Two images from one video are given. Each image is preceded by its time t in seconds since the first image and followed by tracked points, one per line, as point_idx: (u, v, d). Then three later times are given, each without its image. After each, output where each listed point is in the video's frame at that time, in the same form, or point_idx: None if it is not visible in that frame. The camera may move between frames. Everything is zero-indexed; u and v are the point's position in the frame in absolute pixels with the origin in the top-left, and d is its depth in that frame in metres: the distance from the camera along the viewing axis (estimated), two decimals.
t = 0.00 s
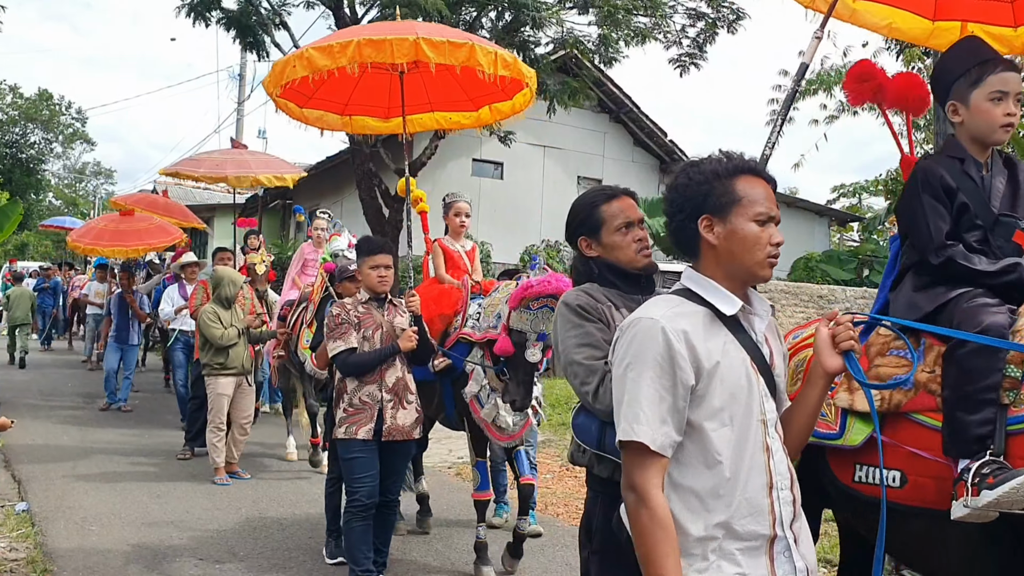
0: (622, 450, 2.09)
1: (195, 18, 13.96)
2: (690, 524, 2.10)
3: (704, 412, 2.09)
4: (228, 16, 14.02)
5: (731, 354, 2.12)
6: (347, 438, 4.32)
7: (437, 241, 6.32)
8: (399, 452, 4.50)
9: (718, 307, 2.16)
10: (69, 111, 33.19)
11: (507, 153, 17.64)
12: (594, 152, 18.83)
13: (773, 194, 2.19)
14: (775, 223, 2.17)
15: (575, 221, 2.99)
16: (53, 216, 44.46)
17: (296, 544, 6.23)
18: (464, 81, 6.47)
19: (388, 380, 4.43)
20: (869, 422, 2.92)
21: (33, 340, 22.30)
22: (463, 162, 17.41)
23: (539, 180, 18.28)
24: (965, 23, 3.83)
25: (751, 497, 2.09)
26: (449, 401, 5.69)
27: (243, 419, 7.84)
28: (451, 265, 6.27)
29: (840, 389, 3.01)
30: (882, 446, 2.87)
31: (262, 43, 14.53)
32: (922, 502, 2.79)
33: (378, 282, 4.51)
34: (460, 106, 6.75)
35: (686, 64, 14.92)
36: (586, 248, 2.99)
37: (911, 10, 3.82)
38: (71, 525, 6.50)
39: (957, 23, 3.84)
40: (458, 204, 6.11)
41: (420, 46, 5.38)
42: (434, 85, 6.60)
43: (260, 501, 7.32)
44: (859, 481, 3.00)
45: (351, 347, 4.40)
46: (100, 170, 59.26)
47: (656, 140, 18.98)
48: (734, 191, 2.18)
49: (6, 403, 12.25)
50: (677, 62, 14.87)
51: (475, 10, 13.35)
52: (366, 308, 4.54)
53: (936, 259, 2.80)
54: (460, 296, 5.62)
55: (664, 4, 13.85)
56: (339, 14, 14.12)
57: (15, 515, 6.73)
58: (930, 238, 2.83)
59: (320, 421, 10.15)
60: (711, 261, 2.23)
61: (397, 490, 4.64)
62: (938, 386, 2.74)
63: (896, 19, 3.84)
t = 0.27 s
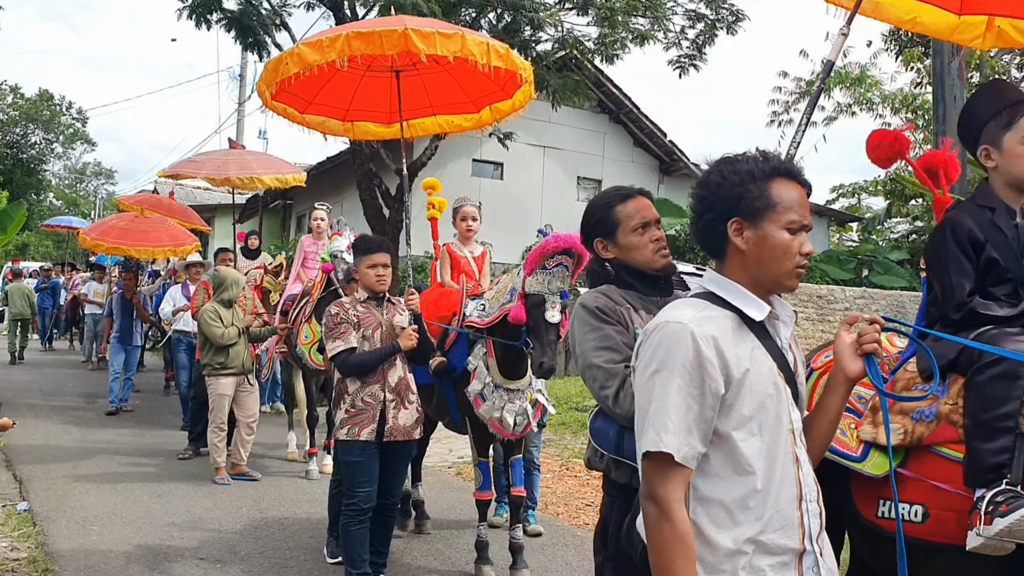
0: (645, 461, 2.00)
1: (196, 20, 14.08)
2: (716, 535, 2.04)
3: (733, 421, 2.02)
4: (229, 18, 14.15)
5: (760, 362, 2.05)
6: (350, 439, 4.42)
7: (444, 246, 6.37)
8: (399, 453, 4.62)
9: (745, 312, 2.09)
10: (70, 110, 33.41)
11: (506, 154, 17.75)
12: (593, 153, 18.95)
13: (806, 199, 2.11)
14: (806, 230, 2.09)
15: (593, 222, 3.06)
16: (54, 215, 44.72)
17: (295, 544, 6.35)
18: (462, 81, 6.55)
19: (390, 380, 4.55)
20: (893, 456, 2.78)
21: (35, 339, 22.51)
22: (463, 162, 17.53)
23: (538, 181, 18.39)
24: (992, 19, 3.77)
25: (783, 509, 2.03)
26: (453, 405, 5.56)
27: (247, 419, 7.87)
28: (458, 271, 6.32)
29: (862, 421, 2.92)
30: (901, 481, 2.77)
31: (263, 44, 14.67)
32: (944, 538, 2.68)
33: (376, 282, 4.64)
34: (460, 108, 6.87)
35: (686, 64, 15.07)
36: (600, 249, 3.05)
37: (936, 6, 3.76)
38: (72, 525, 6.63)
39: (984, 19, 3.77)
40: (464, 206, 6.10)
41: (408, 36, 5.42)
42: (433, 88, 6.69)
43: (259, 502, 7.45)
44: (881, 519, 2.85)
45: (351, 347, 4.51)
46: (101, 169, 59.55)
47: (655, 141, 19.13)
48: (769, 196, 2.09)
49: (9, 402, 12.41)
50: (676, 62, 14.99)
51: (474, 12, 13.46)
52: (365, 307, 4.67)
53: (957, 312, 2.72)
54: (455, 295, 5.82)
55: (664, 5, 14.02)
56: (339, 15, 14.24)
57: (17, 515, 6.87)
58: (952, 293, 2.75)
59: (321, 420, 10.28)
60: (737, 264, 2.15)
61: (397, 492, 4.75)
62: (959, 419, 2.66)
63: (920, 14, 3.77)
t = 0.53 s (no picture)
0: (662, 461, 1.90)
1: (196, 20, 14.04)
2: (739, 540, 1.92)
3: (757, 419, 1.92)
4: (229, 17, 14.11)
5: (782, 358, 1.96)
6: (347, 442, 4.37)
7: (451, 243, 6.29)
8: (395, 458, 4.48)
9: (766, 306, 2.00)
10: (69, 111, 33.40)
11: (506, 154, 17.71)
12: (594, 153, 18.93)
13: (835, 193, 2.01)
14: (832, 226, 2.00)
15: (624, 221, 2.89)
16: (54, 216, 44.74)
17: (296, 544, 6.32)
18: (460, 82, 6.50)
19: (387, 382, 4.48)
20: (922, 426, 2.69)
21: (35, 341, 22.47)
22: (463, 162, 17.48)
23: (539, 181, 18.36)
24: None
25: (808, 513, 1.94)
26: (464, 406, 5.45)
27: (248, 417, 7.77)
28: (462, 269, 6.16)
29: (890, 392, 2.82)
30: (931, 451, 2.66)
31: (263, 44, 14.63)
32: (978, 511, 2.56)
33: (373, 281, 4.58)
34: (460, 109, 6.81)
35: (687, 64, 15.02)
36: (632, 248, 2.89)
37: None
38: (72, 525, 6.59)
39: None
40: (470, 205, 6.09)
41: (399, 28, 5.35)
42: (431, 91, 6.63)
43: (259, 503, 7.41)
44: (906, 488, 2.75)
45: (347, 348, 4.43)
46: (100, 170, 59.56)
47: (656, 141, 19.10)
48: (798, 188, 1.98)
49: (9, 403, 12.38)
50: (677, 65, 14.96)
51: (473, 11, 13.39)
52: (361, 307, 4.57)
53: (994, 250, 2.63)
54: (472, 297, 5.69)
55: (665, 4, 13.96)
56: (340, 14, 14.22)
57: (17, 515, 6.83)
58: (987, 228, 2.66)
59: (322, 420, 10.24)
60: (758, 259, 2.05)
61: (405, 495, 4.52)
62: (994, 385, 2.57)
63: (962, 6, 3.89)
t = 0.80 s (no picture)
0: (678, 469, 1.88)
1: (196, 19, 14.05)
2: (757, 552, 1.89)
3: (774, 427, 1.89)
4: (229, 17, 14.12)
5: (802, 365, 1.93)
6: (347, 445, 4.36)
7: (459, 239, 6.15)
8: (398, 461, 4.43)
9: (787, 311, 1.96)
10: (68, 111, 33.43)
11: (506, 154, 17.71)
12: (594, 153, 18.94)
13: (862, 194, 1.97)
14: (858, 227, 1.96)
15: (655, 215, 2.89)
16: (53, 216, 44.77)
17: (296, 544, 6.33)
18: (463, 80, 6.50)
19: (388, 384, 4.45)
20: (949, 461, 2.52)
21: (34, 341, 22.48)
22: (463, 162, 17.48)
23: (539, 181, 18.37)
24: None
25: (827, 524, 1.90)
26: (471, 403, 5.52)
27: (242, 420, 7.69)
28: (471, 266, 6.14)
29: (913, 426, 2.63)
30: (962, 490, 2.47)
31: (263, 44, 14.64)
32: (1013, 552, 2.38)
33: (373, 280, 4.56)
34: (463, 108, 6.80)
35: (688, 64, 15.04)
36: (664, 243, 2.89)
37: None
38: (73, 525, 6.60)
39: None
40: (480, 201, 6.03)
41: (401, 27, 5.36)
42: (434, 88, 6.63)
43: (259, 502, 7.42)
44: (936, 528, 2.56)
45: (347, 349, 4.40)
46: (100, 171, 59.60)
47: (656, 140, 19.13)
48: (824, 187, 1.95)
49: (9, 403, 12.40)
50: (678, 65, 14.97)
51: (474, 10, 13.40)
52: (361, 307, 4.55)
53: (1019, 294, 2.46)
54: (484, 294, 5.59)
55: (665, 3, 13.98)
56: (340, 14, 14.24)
57: (17, 514, 6.84)
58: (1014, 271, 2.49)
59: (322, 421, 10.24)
60: (779, 260, 2.01)
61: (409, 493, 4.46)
62: None
63: None
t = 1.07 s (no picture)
0: (707, 474, 1.85)
1: (197, 19, 14.06)
2: (786, 559, 1.85)
3: (805, 430, 1.85)
4: (230, 17, 14.12)
5: (834, 365, 1.88)
6: (347, 448, 4.35)
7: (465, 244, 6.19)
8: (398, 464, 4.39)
9: (820, 309, 1.90)
10: (70, 111, 33.49)
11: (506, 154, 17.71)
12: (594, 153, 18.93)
13: (898, 189, 1.91)
14: (894, 224, 1.90)
15: (682, 208, 2.89)
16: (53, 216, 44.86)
17: (297, 544, 6.33)
18: (470, 79, 6.49)
19: (391, 389, 4.44)
20: (986, 446, 2.39)
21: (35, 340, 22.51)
22: (463, 162, 17.48)
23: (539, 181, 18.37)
24: None
25: (855, 530, 1.85)
26: (471, 409, 5.47)
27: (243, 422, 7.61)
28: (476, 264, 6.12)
29: (951, 407, 2.51)
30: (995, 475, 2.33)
31: (263, 43, 14.64)
32: None
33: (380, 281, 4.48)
34: (468, 107, 6.79)
35: (690, 62, 15.03)
36: (689, 238, 2.88)
37: None
38: (73, 525, 6.59)
39: None
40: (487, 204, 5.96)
41: (416, 31, 5.33)
42: (439, 87, 6.63)
43: (259, 503, 7.41)
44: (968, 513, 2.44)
45: (353, 355, 4.38)
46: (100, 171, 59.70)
47: (657, 141, 19.13)
48: (858, 181, 1.89)
49: (10, 403, 12.41)
50: (679, 61, 14.97)
51: (474, 10, 13.41)
52: (366, 311, 4.53)
53: None
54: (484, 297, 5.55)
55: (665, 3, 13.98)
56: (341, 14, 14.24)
57: (17, 514, 6.83)
58: None
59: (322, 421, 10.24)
60: (811, 256, 1.95)
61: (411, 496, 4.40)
62: None
63: None
